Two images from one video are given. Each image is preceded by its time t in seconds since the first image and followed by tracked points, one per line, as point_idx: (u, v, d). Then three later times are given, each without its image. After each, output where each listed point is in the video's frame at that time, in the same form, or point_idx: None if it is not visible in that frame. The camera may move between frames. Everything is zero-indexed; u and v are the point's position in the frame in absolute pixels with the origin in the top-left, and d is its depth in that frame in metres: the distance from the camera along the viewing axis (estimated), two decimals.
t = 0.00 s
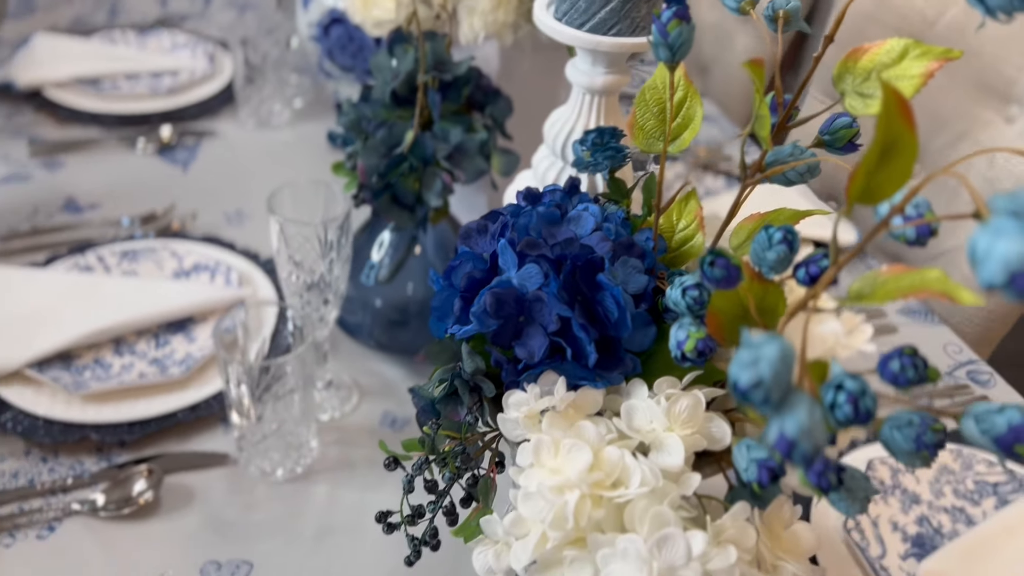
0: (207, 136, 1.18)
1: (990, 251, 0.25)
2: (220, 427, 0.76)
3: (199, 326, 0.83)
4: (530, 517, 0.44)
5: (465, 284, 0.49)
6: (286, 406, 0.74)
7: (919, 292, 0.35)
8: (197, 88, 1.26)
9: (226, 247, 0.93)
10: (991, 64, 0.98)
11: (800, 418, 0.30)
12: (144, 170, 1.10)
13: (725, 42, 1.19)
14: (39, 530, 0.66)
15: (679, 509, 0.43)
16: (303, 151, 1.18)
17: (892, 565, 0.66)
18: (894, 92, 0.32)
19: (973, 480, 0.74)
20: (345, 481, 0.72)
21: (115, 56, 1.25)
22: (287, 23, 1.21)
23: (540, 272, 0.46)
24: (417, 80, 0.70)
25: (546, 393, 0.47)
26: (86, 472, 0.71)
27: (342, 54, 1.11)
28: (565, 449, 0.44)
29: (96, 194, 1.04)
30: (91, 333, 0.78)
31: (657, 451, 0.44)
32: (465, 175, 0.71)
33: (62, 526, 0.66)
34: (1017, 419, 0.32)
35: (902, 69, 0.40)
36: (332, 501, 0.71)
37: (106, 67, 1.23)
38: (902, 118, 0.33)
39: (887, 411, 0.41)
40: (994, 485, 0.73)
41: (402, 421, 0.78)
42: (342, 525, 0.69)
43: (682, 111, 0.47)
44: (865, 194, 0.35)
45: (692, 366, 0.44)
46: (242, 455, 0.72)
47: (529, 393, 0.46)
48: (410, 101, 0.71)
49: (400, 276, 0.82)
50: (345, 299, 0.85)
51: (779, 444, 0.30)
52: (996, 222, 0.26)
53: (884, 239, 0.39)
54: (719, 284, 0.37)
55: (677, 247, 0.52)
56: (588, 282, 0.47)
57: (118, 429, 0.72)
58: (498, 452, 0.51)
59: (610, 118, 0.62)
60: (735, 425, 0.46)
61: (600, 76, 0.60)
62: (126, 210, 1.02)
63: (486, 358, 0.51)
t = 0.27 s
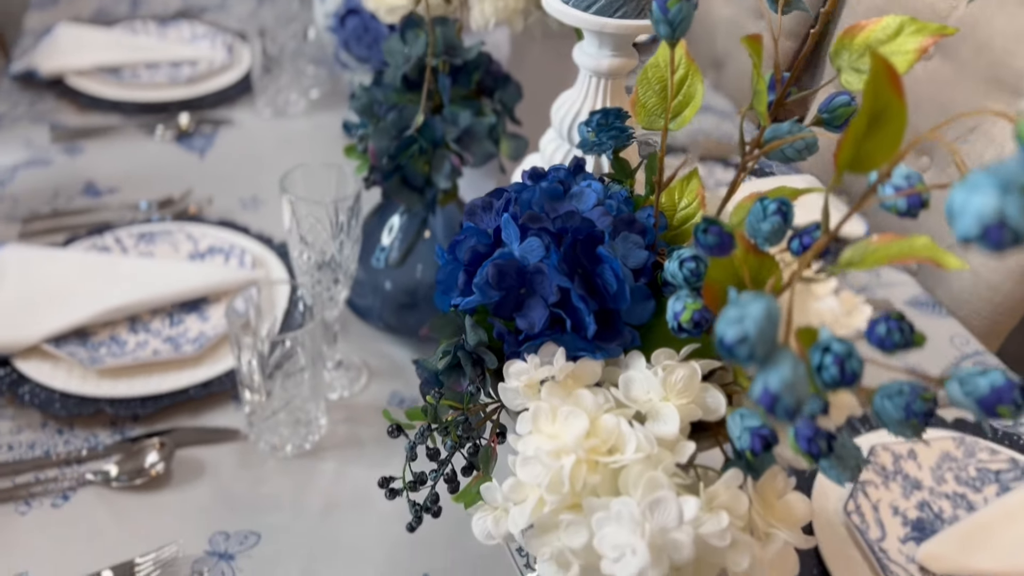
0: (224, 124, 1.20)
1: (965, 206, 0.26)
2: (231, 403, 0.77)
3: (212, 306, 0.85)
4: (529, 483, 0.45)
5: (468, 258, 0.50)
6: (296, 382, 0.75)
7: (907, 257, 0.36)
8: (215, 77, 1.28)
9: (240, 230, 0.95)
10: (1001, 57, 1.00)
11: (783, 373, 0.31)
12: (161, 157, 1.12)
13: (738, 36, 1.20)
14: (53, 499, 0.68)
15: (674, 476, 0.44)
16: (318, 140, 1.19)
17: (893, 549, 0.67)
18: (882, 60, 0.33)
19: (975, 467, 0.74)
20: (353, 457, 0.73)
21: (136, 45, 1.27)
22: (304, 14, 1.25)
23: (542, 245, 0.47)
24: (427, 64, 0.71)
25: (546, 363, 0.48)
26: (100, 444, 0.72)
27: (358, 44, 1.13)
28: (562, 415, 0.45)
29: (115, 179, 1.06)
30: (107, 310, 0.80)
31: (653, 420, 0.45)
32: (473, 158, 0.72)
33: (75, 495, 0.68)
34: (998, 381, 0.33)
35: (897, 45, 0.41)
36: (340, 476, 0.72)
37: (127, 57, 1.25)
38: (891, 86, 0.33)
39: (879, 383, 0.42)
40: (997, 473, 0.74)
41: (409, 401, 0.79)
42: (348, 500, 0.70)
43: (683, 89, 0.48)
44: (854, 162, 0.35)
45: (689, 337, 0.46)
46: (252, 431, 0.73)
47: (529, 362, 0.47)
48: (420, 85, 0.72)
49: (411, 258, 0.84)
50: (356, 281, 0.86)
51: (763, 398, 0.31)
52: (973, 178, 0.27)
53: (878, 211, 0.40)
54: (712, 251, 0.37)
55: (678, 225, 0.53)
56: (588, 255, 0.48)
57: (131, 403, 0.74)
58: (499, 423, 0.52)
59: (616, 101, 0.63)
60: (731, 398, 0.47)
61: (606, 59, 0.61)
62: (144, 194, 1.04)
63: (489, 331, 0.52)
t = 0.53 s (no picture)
0: (229, 114, 1.21)
1: (928, 160, 0.27)
2: (229, 384, 0.78)
3: (213, 289, 0.86)
4: (514, 451, 0.46)
5: (458, 233, 0.51)
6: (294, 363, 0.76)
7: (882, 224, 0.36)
8: (221, 69, 1.29)
9: (242, 217, 0.96)
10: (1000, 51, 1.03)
11: (754, 330, 0.31)
12: (167, 145, 1.13)
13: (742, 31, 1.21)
14: (53, 474, 0.69)
15: (657, 445, 0.45)
16: (322, 131, 1.20)
17: (883, 532, 0.67)
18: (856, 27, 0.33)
19: (968, 454, 0.74)
20: (349, 438, 0.74)
21: (144, 37, 1.29)
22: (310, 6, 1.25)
23: (530, 219, 0.48)
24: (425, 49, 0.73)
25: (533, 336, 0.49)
26: (100, 421, 0.73)
27: (363, 36, 1.14)
28: (547, 385, 0.46)
29: (120, 166, 1.07)
30: (109, 292, 0.81)
31: (638, 391, 0.46)
32: (470, 142, 0.72)
33: (75, 470, 0.69)
34: (969, 342, 0.33)
35: (878, 20, 0.42)
36: (336, 455, 0.72)
37: (135, 48, 1.27)
38: (866, 54, 0.34)
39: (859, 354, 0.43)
40: (989, 460, 0.74)
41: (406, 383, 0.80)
42: (343, 478, 0.70)
43: (671, 66, 0.49)
44: (830, 131, 0.36)
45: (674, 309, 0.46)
46: (249, 411, 0.74)
47: (516, 334, 0.48)
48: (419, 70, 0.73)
49: (410, 244, 0.84)
50: (354, 267, 0.87)
51: (734, 354, 0.31)
52: (938, 134, 0.27)
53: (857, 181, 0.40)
54: (692, 219, 0.38)
55: (667, 203, 0.54)
56: (576, 229, 0.48)
57: (131, 381, 0.75)
58: (488, 397, 0.53)
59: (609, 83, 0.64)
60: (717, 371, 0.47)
61: (599, 41, 0.62)
62: (148, 181, 1.05)
63: (479, 306, 0.53)
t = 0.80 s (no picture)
0: (228, 110, 1.22)
1: (891, 124, 0.27)
2: (223, 372, 0.79)
3: (208, 280, 0.86)
4: (498, 429, 0.47)
5: (446, 216, 0.52)
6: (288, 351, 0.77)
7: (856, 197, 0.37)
8: (221, 66, 1.30)
9: (239, 210, 0.97)
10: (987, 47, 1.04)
11: (726, 297, 0.32)
12: (165, 140, 1.14)
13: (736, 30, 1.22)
14: (48, 459, 0.69)
15: (639, 423, 0.45)
16: (320, 127, 1.21)
17: (870, 519, 0.67)
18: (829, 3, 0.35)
19: (957, 444, 0.75)
20: (341, 425, 0.75)
21: (144, 34, 1.30)
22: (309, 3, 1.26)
23: (515, 201, 0.48)
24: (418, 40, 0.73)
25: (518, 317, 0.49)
26: (95, 408, 0.74)
27: (360, 33, 1.14)
28: (531, 363, 0.46)
29: (119, 160, 1.08)
30: (105, 281, 0.82)
31: (620, 370, 0.46)
32: (462, 132, 0.73)
33: (69, 456, 0.70)
34: (939, 313, 0.34)
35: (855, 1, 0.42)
36: (328, 442, 0.73)
37: (135, 45, 1.28)
38: (839, 31, 0.35)
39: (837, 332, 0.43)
40: (978, 449, 0.74)
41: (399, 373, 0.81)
42: (335, 465, 0.71)
43: (655, 51, 0.50)
44: (804, 106, 0.37)
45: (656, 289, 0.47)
46: (243, 399, 0.74)
47: (502, 314, 0.49)
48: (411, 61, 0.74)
49: (403, 237, 0.84)
50: (348, 258, 0.87)
51: (706, 321, 0.32)
52: (903, 100, 0.28)
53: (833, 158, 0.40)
54: (670, 194, 0.39)
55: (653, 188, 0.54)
56: (560, 211, 0.49)
57: (126, 369, 0.75)
58: (475, 378, 0.54)
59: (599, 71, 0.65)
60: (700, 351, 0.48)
61: (589, 30, 0.63)
62: (146, 175, 1.06)
63: (467, 289, 0.54)
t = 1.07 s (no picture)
0: (229, 109, 1.22)
1: (884, 94, 0.28)
2: (227, 364, 0.79)
3: (211, 275, 0.87)
4: (501, 409, 0.47)
5: (449, 202, 0.53)
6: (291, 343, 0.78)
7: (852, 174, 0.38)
8: (221, 67, 1.31)
9: (241, 206, 0.97)
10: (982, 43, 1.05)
11: (725, 268, 0.32)
12: (167, 138, 1.14)
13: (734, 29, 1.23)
14: (53, 450, 0.70)
15: (640, 402, 0.46)
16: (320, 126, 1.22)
17: (868, 505, 0.68)
18: None
19: (953, 432, 0.75)
20: (344, 416, 0.76)
21: (145, 35, 1.31)
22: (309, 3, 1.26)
23: (518, 186, 0.49)
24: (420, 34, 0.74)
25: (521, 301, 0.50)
26: (99, 399, 0.74)
27: (360, 32, 1.15)
28: (534, 344, 0.47)
29: (121, 158, 1.09)
30: (108, 275, 0.82)
31: (622, 351, 0.47)
32: (463, 125, 0.74)
33: (74, 446, 0.70)
34: (934, 284, 0.34)
35: None
36: (331, 433, 0.74)
37: (136, 45, 1.28)
38: (833, 11, 0.37)
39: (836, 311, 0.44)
40: (974, 438, 0.75)
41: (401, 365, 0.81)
42: (338, 455, 0.72)
43: (654, 38, 0.51)
44: (800, 87, 0.38)
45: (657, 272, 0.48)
46: (246, 389, 0.75)
47: (504, 298, 0.49)
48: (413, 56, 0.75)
49: (405, 232, 0.85)
50: (349, 253, 0.88)
51: (706, 292, 0.33)
52: (897, 72, 0.29)
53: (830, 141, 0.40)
54: (670, 173, 0.40)
55: (653, 177, 0.54)
56: (562, 196, 0.50)
57: (130, 361, 0.76)
58: (478, 363, 0.55)
59: (598, 63, 0.66)
60: (700, 333, 0.48)
61: (588, 22, 0.64)
62: (148, 173, 1.06)
63: (469, 275, 0.54)
